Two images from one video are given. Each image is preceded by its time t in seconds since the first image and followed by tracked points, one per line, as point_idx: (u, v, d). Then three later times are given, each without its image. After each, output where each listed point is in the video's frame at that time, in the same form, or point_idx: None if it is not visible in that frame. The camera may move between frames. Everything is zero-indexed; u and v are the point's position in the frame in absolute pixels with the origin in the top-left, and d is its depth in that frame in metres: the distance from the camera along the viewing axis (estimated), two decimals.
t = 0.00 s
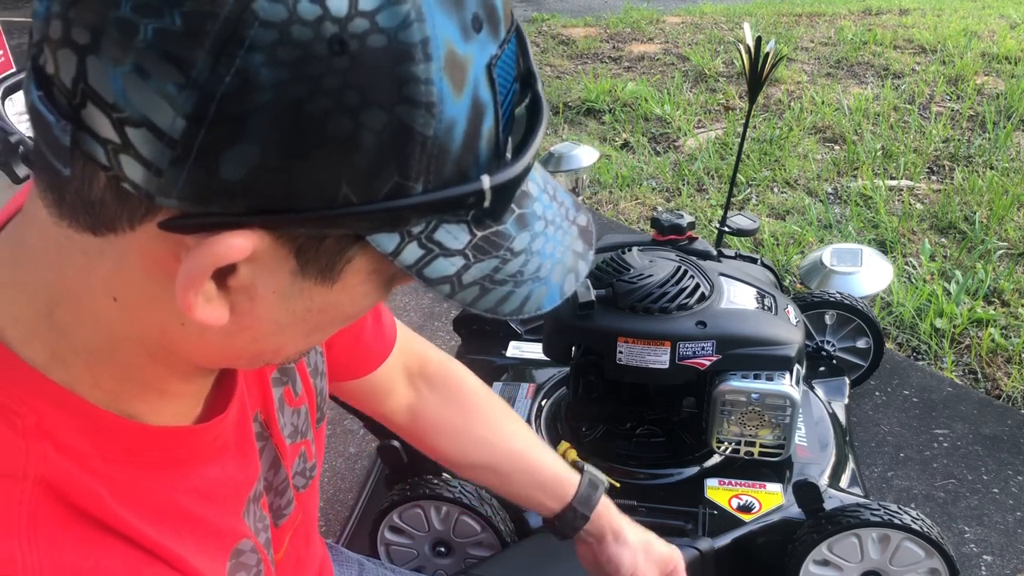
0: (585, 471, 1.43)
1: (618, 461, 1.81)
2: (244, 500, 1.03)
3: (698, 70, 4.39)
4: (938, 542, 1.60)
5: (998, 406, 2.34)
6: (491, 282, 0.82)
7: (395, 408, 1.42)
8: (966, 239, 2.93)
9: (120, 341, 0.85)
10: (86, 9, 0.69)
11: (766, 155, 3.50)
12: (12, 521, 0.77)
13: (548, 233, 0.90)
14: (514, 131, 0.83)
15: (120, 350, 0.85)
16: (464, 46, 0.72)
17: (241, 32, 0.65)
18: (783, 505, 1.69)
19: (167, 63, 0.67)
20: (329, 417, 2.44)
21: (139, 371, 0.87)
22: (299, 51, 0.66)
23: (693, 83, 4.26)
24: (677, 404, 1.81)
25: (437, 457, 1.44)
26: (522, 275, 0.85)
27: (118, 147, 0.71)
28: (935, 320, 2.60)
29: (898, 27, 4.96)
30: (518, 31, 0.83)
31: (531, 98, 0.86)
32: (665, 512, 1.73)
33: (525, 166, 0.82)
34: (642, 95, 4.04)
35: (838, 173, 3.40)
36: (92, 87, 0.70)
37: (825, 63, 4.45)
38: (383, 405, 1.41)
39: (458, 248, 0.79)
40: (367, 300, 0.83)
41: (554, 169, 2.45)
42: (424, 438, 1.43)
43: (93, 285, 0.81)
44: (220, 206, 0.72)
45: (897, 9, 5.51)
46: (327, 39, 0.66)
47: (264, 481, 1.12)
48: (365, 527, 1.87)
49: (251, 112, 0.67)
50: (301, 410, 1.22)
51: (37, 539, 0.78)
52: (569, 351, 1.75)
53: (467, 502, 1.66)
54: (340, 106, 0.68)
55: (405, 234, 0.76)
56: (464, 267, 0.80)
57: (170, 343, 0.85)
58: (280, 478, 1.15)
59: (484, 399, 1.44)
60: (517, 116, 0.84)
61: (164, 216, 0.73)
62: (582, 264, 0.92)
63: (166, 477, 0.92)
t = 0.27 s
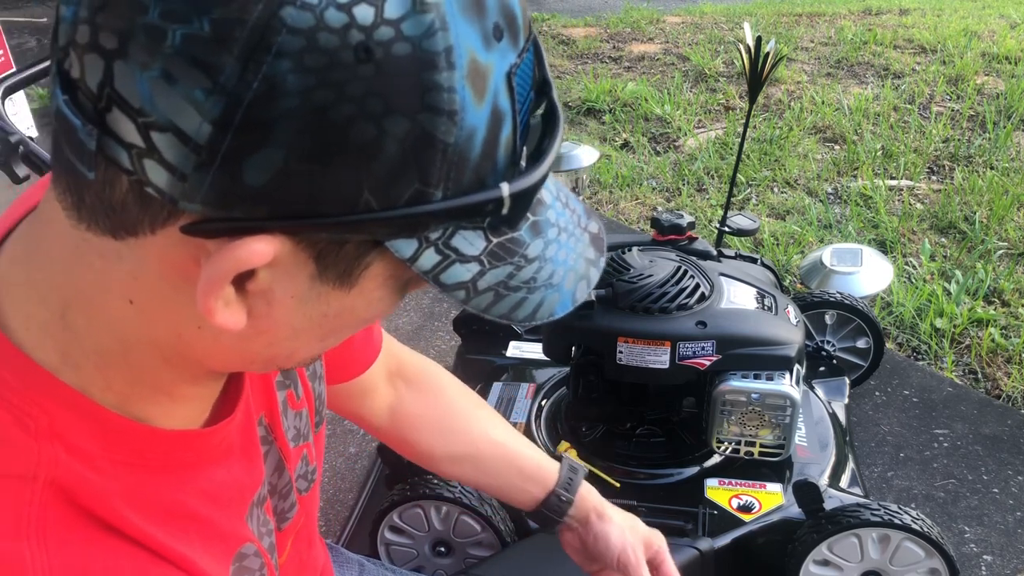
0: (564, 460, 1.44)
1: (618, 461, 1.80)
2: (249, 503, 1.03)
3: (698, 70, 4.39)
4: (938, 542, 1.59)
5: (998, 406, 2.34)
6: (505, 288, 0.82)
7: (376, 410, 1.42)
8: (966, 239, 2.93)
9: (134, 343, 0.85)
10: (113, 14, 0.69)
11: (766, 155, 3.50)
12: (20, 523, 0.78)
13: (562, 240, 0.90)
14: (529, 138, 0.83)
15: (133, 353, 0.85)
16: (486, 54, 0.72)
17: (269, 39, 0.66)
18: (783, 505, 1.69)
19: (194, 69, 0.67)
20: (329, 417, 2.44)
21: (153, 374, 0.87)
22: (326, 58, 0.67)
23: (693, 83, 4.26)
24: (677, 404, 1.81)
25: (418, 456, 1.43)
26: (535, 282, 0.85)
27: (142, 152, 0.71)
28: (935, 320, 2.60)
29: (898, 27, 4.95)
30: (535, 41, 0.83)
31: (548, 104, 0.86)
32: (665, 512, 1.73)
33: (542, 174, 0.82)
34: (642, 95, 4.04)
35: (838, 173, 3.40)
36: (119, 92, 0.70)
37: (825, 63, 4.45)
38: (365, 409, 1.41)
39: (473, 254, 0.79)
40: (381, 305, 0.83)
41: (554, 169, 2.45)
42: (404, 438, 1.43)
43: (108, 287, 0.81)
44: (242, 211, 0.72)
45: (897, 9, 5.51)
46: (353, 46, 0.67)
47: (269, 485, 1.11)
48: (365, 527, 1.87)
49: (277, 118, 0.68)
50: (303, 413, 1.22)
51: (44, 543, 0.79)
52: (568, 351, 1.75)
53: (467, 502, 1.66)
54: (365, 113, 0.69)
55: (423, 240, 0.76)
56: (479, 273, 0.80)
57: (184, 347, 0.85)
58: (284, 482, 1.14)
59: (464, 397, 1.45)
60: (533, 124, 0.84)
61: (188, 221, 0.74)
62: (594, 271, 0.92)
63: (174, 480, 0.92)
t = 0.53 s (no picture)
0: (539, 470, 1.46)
1: (618, 460, 1.80)
2: (251, 505, 1.03)
3: (698, 70, 4.39)
4: (938, 542, 1.59)
5: (998, 406, 2.34)
6: (511, 292, 0.83)
7: (364, 397, 1.45)
8: (966, 239, 2.93)
9: (140, 345, 0.84)
10: (124, 15, 0.69)
11: (766, 155, 3.50)
12: (25, 523, 0.78)
13: (568, 244, 0.90)
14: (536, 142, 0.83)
15: (140, 354, 0.85)
16: (494, 59, 0.72)
17: (279, 42, 0.66)
18: (783, 505, 1.69)
19: (204, 72, 0.67)
20: (329, 416, 2.44)
21: (158, 377, 0.87)
22: (335, 62, 0.67)
23: (693, 83, 4.26)
24: (677, 404, 1.81)
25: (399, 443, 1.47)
26: (541, 286, 0.85)
27: (151, 154, 0.72)
28: (935, 320, 2.60)
29: (898, 28, 4.95)
30: (543, 46, 0.83)
31: (553, 108, 0.87)
32: (665, 512, 1.73)
33: (550, 178, 0.82)
34: (642, 95, 4.04)
35: (838, 174, 3.40)
36: (128, 93, 0.70)
37: (824, 63, 4.45)
38: (354, 395, 1.44)
39: (479, 257, 0.80)
40: (386, 309, 0.83)
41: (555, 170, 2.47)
42: (388, 425, 1.46)
43: (115, 288, 0.81)
44: (251, 213, 0.72)
45: (897, 10, 5.51)
46: (363, 50, 0.67)
47: (272, 487, 1.11)
48: (365, 528, 1.87)
49: (286, 120, 0.68)
50: (304, 413, 1.22)
51: (50, 544, 0.79)
52: (569, 351, 1.75)
53: (467, 501, 1.66)
54: (373, 116, 0.69)
55: (430, 243, 0.76)
56: (485, 277, 0.80)
57: (190, 351, 0.85)
58: (286, 483, 1.14)
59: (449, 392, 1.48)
60: (539, 129, 0.84)
61: (197, 222, 0.74)
62: (600, 275, 0.93)
63: (179, 481, 0.92)
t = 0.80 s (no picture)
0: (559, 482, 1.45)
1: (618, 460, 1.80)
2: (247, 506, 1.03)
3: (698, 70, 4.39)
4: (938, 542, 1.59)
5: (998, 406, 2.34)
6: (505, 292, 0.83)
7: (388, 390, 1.48)
8: (966, 239, 2.93)
9: (133, 346, 0.84)
10: (111, 17, 0.69)
11: (766, 155, 3.50)
12: (20, 523, 0.79)
13: (562, 244, 0.90)
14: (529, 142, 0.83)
15: (132, 356, 0.85)
16: (484, 58, 0.72)
17: (266, 43, 0.66)
18: (783, 505, 1.69)
19: (191, 73, 0.67)
20: (329, 416, 2.44)
21: (152, 378, 0.87)
22: (323, 62, 0.67)
23: (693, 83, 4.26)
24: (677, 404, 1.81)
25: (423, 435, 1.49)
26: (535, 286, 0.85)
27: (139, 155, 0.72)
28: (935, 320, 2.60)
29: (898, 27, 4.95)
30: (536, 45, 0.83)
31: (547, 107, 0.86)
32: (665, 512, 1.73)
33: (542, 178, 0.82)
34: (642, 95, 4.04)
35: (838, 173, 3.40)
36: (116, 95, 0.70)
37: (825, 63, 4.45)
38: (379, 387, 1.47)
39: (472, 257, 0.80)
40: (380, 308, 0.83)
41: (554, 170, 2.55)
42: (411, 417, 1.49)
43: (108, 289, 0.81)
44: (240, 215, 0.72)
45: (897, 10, 5.51)
46: (350, 50, 0.67)
47: (270, 489, 1.11)
48: (365, 528, 1.87)
49: (274, 122, 0.68)
50: (302, 415, 1.22)
51: (46, 544, 0.79)
52: (569, 351, 1.75)
53: (467, 501, 1.66)
54: (361, 117, 0.69)
55: (422, 244, 0.77)
56: (479, 276, 0.80)
57: (184, 352, 0.85)
58: (285, 484, 1.14)
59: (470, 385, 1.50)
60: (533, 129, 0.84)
61: (187, 224, 0.74)
62: (595, 275, 0.93)
63: (174, 482, 0.92)
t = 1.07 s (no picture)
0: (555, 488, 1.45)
1: (618, 460, 1.80)
2: (249, 506, 1.03)
3: (698, 70, 4.39)
4: (938, 542, 1.59)
5: (998, 406, 2.34)
6: (512, 286, 0.82)
7: (391, 393, 1.49)
8: (966, 239, 2.93)
9: (139, 343, 0.84)
10: (122, 12, 0.69)
11: (766, 155, 3.50)
12: (24, 519, 0.79)
13: (567, 238, 0.89)
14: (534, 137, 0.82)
15: (138, 353, 0.85)
16: (490, 51, 0.72)
17: (275, 35, 0.66)
18: (783, 505, 1.69)
19: (201, 66, 0.67)
20: (329, 416, 2.44)
21: (157, 375, 0.87)
22: (331, 55, 0.67)
23: (693, 83, 4.26)
24: (677, 404, 1.81)
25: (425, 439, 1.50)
26: (542, 280, 0.85)
27: (149, 149, 0.72)
28: (935, 320, 2.60)
29: (898, 27, 4.95)
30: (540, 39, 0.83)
31: (551, 102, 0.86)
32: (665, 512, 1.72)
33: (548, 172, 0.82)
34: (642, 95, 4.04)
35: (837, 174, 3.40)
36: (126, 90, 0.71)
37: (825, 63, 4.45)
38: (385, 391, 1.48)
39: (479, 251, 0.79)
40: (387, 303, 0.83)
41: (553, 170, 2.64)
42: (414, 421, 1.49)
43: (115, 286, 0.81)
44: (248, 208, 0.72)
45: (897, 10, 5.51)
46: (358, 43, 0.67)
47: (273, 489, 1.12)
48: (365, 528, 1.87)
49: (282, 114, 0.68)
50: (305, 417, 1.22)
51: (53, 540, 0.79)
52: (569, 351, 1.75)
53: (467, 501, 1.66)
54: (369, 109, 0.69)
55: (429, 238, 0.77)
56: (485, 271, 0.80)
57: (191, 348, 0.85)
58: (288, 486, 1.15)
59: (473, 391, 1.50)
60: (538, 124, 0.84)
61: (196, 218, 0.74)
62: (600, 270, 0.92)
63: (178, 480, 0.92)
